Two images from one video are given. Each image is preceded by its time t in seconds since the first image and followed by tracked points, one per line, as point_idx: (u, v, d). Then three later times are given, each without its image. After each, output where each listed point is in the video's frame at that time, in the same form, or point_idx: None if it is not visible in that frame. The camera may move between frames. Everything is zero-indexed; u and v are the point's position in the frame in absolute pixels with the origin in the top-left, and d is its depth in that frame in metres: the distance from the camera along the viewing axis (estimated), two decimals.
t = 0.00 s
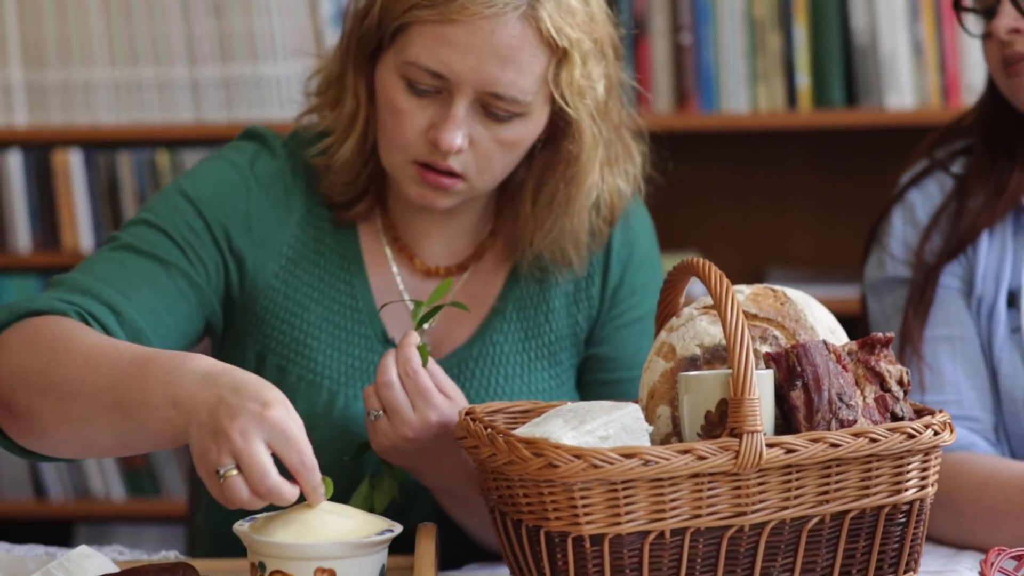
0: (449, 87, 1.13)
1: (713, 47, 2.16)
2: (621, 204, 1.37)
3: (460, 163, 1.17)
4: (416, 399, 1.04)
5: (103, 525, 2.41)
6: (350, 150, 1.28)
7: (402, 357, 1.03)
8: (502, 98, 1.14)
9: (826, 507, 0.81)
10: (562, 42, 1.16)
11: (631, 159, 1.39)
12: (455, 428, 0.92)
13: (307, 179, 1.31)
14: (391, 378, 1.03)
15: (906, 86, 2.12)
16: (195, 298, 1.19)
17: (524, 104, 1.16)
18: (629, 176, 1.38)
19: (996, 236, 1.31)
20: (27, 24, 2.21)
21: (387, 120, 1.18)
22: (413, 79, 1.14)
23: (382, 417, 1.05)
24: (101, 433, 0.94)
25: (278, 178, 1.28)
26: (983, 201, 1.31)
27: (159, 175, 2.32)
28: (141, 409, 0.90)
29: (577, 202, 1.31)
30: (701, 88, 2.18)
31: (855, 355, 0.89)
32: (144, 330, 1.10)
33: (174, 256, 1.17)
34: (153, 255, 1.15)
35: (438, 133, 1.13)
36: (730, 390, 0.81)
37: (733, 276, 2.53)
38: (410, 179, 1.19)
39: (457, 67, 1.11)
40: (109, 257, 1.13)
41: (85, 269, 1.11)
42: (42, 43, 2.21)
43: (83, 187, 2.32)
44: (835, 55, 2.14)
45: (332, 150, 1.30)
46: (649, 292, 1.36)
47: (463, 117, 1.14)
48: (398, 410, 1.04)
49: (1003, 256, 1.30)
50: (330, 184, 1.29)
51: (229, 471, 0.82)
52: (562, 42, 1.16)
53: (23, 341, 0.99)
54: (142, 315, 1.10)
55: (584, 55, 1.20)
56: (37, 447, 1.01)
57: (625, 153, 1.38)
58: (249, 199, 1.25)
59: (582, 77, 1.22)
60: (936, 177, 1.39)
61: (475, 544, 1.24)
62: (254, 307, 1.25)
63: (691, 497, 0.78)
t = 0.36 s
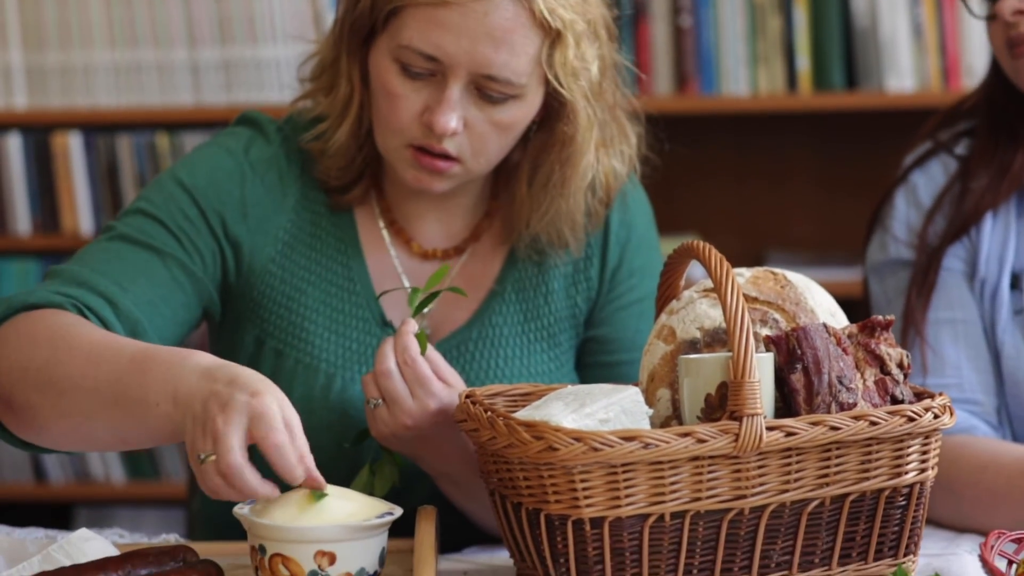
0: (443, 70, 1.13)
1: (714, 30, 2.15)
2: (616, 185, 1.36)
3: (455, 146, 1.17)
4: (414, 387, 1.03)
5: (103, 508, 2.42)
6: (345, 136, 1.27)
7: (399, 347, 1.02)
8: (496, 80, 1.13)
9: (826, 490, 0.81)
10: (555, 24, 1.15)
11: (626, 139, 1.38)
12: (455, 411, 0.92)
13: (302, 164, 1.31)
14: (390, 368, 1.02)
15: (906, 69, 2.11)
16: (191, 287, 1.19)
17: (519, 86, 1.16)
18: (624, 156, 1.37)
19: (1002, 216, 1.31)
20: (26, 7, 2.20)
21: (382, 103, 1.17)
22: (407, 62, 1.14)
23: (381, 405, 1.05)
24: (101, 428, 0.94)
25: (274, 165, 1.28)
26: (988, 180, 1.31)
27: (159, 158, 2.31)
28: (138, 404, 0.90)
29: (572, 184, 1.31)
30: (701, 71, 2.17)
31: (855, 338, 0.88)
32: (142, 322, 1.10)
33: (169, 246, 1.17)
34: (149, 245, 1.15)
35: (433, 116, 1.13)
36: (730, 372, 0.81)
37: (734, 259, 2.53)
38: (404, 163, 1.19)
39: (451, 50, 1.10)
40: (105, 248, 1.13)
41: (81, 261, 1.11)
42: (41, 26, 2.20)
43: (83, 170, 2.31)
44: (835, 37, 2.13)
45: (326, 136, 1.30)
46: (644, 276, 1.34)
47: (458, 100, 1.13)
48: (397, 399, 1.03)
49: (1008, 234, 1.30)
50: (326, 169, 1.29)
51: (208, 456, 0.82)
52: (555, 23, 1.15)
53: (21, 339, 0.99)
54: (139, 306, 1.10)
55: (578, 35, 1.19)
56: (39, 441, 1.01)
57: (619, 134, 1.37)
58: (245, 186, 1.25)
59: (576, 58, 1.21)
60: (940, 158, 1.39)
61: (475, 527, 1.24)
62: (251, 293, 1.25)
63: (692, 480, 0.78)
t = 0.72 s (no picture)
0: (442, 56, 1.12)
1: (714, 15, 2.15)
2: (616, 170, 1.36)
3: (455, 132, 1.16)
4: (418, 375, 1.03)
5: (104, 492, 2.42)
6: (344, 124, 1.27)
7: (404, 335, 1.01)
8: (494, 66, 1.13)
9: (826, 476, 0.81)
10: (553, 8, 1.14)
11: (625, 121, 1.37)
12: (456, 395, 0.92)
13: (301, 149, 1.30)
14: (393, 356, 1.02)
15: (907, 54, 2.11)
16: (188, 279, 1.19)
17: (518, 71, 1.15)
18: (624, 139, 1.37)
19: (1002, 203, 1.31)
20: None
21: (380, 90, 1.17)
22: (405, 49, 1.13)
23: (383, 392, 1.05)
24: (97, 425, 0.96)
25: (271, 151, 1.28)
26: (989, 166, 1.31)
27: (159, 143, 2.30)
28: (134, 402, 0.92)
29: (573, 170, 1.30)
30: (702, 56, 2.16)
31: (856, 322, 0.88)
32: (136, 317, 1.11)
33: (165, 239, 1.17)
34: (145, 240, 1.15)
35: (432, 103, 1.13)
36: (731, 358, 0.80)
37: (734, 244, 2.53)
38: (406, 147, 1.18)
39: (450, 37, 1.09)
40: (100, 242, 1.14)
41: (77, 257, 1.12)
42: (41, 11, 2.20)
43: (83, 155, 2.31)
44: (835, 22, 2.12)
45: (326, 124, 1.28)
46: (647, 259, 1.35)
47: (457, 86, 1.13)
48: (399, 386, 1.03)
49: (1008, 220, 1.30)
50: (325, 156, 1.29)
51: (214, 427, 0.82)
52: (553, 8, 1.14)
53: (19, 335, 1.00)
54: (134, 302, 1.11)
55: (575, 19, 1.19)
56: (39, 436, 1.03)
57: (618, 117, 1.36)
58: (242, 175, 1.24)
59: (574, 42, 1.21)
60: (941, 144, 1.38)
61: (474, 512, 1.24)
62: (250, 281, 1.25)
63: (692, 465, 0.78)
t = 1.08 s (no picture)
0: (440, 41, 1.11)
1: None
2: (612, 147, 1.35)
3: (454, 116, 1.16)
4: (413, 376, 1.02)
5: (103, 478, 2.43)
6: (341, 110, 1.26)
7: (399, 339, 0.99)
8: (491, 49, 1.12)
9: (825, 461, 0.81)
10: None
11: (621, 101, 1.36)
12: (455, 381, 0.91)
13: (296, 134, 1.30)
14: (387, 360, 1.01)
15: (907, 40, 2.10)
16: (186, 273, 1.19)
17: (516, 54, 1.15)
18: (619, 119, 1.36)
19: (1001, 188, 1.31)
20: None
21: (378, 75, 1.17)
22: (403, 35, 1.13)
23: (381, 391, 1.05)
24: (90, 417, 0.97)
25: (264, 139, 1.27)
26: (986, 152, 1.30)
27: (158, 129, 2.30)
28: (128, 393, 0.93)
29: (569, 147, 1.30)
30: (701, 41, 2.16)
31: (854, 309, 0.88)
32: (133, 316, 1.12)
33: (160, 235, 1.17)
34: (140, 238, 1.15)
35: (431, 87, 1.12)
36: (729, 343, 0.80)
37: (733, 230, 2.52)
38: (402, 131, 1.18)
39: (447, 22, 1.09)
40: (94, 240, 1.14)
41: (72, 256, 1.12)
42: None
43: (82, 140, 2.30)
44: (835, 8, 2.12)
45: (322, 108, 1.28)
46: (646, 244, 1.35)
47: (456, 70, 1.13)
48: (397, 389, 1.02)
49: (1006, 206, 1.29)
50: (323, 139, 1.28)
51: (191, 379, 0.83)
52: None
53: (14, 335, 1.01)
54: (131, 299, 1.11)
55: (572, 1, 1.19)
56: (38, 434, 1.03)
57: (616, 97, 1.35)
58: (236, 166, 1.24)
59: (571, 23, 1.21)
60: (939, 130, 1.38)
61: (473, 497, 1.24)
62: (247, 270, 1.25)
63: (691, 451, 0.78)
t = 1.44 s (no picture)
0: (440, 17, 1.11)
1: None
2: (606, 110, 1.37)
3: (458, 89, 1.15)
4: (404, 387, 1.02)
5: (102, 469, 2.43)
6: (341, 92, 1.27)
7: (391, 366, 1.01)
8: (492, 20, 1.12)
9: (824, 451, 0.81)
10: None
11: (612, 63, 1.37)
12: (454, 370, 0.91)
13: (285, 117, 1.32)
14: (389, 393, 1.02)
15: (906, 29, 2.10)
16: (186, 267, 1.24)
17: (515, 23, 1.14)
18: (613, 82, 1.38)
19: (1001, 177, 1.30)
20: None
21: (378, 52, 1.16)
22: (404, 12, 1.12)
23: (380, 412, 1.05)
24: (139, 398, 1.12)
25: (251, 125, 1.30)
26: (986, 142, 1.30)
27: (157, 119, 2.30)
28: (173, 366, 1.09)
29: (567, 113, 1.31)
30: (700, 32, 2.16)
31: (854, 298, 0.88)
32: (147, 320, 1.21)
33: (156, 240, 1.22)
34: (139, 245, 1.21)
35: (436, 62, 1.12)
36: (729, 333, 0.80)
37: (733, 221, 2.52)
38: (406, 108, 1.18)
39: None
40: (100, 255, 1.21)
41: (79, 271, 1.20)
42: None
43: (81, 130, 2.30)
44: None
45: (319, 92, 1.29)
46: (639, 231, 1.34)
47: (458, 44, 1.12)
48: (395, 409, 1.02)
49: (1007, 195, 1.29)
50: (322, 123, 1.30)
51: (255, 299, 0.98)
52: None
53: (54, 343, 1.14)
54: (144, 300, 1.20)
55: None
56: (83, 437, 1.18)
57: (607, 60, 1.36)
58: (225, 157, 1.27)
59: None
60: (938, 120, 1.37)
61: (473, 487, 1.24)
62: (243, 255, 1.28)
63: (690, 441, 0.78)
